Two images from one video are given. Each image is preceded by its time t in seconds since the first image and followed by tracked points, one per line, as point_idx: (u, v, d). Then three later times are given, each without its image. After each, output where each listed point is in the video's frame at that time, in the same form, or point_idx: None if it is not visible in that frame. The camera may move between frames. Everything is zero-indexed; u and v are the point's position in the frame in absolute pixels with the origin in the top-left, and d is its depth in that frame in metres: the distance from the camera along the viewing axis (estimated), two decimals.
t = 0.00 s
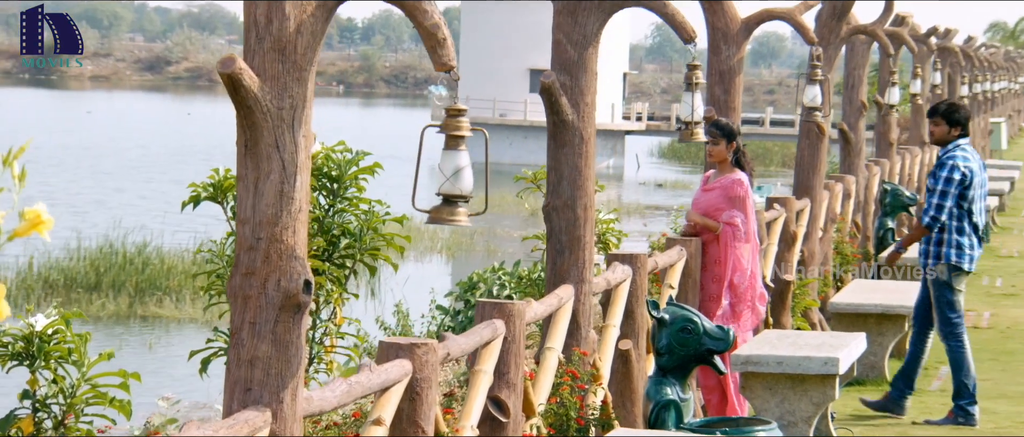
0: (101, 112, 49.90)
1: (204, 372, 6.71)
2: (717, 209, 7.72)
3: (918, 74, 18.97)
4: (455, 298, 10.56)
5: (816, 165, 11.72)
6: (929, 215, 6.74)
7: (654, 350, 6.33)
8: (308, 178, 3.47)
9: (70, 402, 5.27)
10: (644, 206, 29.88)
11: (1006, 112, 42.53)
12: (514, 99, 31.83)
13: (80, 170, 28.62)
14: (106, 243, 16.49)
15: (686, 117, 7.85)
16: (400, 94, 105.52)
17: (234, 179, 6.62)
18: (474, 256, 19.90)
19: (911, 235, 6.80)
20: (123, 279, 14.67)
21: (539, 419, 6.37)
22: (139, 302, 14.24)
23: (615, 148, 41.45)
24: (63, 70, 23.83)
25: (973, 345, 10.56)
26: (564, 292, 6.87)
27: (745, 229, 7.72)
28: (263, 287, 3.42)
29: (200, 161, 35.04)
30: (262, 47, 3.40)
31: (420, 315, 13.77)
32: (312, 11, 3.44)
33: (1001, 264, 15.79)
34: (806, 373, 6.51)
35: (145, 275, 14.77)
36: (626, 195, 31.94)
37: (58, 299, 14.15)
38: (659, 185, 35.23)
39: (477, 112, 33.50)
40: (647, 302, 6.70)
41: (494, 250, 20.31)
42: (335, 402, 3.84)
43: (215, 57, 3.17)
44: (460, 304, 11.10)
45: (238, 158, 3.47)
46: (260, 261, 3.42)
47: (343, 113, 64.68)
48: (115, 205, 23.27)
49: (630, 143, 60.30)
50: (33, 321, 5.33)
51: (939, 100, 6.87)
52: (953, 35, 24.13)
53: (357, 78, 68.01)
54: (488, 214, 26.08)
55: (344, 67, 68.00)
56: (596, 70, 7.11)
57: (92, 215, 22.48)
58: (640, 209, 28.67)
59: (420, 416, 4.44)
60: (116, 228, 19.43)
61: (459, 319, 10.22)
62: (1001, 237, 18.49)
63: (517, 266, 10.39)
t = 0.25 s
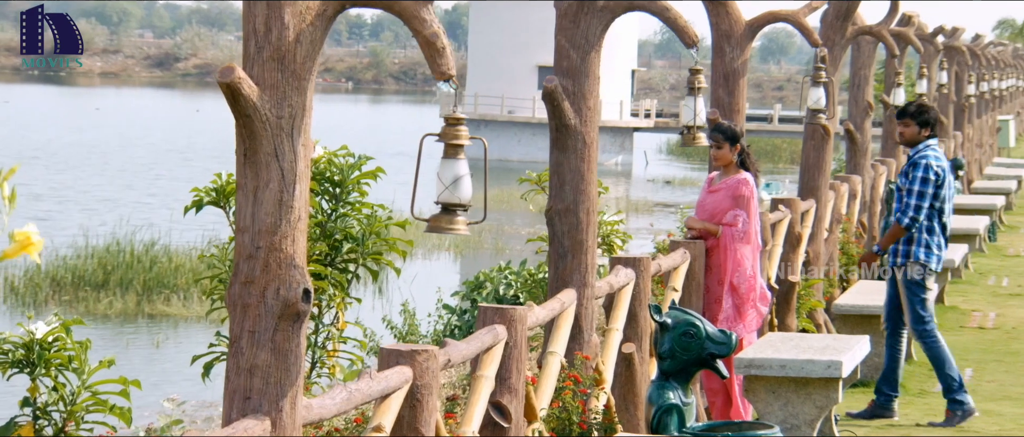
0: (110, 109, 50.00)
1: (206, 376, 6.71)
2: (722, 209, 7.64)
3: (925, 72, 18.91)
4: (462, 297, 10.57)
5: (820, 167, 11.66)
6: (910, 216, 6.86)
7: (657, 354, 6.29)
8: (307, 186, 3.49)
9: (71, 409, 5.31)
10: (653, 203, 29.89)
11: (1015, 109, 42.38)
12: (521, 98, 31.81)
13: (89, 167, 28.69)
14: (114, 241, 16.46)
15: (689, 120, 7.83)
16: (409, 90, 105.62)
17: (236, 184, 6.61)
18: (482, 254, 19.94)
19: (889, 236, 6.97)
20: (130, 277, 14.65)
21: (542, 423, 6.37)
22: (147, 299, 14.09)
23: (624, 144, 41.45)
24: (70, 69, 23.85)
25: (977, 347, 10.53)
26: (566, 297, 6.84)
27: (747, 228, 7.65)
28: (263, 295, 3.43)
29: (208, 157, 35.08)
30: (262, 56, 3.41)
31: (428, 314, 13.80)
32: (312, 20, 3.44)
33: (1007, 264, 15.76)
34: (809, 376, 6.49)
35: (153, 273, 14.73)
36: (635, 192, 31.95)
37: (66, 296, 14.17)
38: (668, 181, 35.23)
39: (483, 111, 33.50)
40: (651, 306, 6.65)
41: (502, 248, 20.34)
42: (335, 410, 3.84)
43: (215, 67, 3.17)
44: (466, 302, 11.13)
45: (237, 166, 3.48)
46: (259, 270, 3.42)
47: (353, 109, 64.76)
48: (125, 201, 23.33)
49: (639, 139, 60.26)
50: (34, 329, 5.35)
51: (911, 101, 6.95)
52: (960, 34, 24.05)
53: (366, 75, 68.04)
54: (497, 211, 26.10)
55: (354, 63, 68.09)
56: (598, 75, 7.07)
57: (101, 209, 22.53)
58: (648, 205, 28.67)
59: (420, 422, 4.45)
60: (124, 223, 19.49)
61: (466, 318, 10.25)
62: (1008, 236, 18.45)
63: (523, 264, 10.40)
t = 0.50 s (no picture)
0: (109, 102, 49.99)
1: (200, 378, 6.72)
2: (717, 210, 7.59)
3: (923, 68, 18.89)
4: (460, 294, 10.60)
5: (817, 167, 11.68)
6: (901, 217, 7.09)
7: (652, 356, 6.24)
8: (297, 194, 3.55)
9: (63, 415, 5.32)
10: (653, 198, 29.89)
11: (1015, 104, 42.34)
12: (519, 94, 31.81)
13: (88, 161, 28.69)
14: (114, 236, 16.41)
15: (683, 122, 7.84)
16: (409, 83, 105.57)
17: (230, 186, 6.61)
18: (481, 249, 19.95)
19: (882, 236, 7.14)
20: (129, 273, 14.64)
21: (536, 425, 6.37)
22: (146, 295, 14.25)
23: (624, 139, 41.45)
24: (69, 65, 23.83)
25: (974, 345, 10.51)
26: (561, 299, 6.84)
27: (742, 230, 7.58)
28: (253, 302, 3.51)
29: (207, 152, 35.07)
30: (253, 62, 3.46)
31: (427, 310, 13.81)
32: (304, 26, 3.50)
33: (1005, 260, 15.77)
34: (803, 377, 6.49)
35: (152, 269, 14.72)
36: (635, 187, 31.95)
37: (66, 292, 14.18)
38: (668, 176, 35.24)
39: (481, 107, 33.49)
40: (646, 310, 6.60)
41: (502, 243, 20.35)
42: (327, 415, 3.85)
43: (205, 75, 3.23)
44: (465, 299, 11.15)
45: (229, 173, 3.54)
46: (250, 277, 3.50)
47: (353, 104, 64.76)
48: (124, 195, 23.34)
49: (639, 134, 60.26)
50: (25, 334, 5.35)
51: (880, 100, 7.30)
52: (958, 30, 24.02)
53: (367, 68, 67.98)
54: (496, 207, 26.10)
55: (354, 58, 68.08)
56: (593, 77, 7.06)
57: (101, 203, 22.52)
58: (648, 200, 28.68)
59: (413, 426, 4.45)
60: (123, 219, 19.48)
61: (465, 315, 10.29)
62: (1006, 232, 18.45)
63: (521, 261, 10.43)
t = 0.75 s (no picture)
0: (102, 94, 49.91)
1: (188, 378, 6.72)
2: (705, 210, 7.60)
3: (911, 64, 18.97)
4: (451, 288, 10.61)
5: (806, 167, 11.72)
6: (880, 217, 7.19)
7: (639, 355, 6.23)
8: (282, 198, 3.60)
9: (48, 417, 5.35)
10: (645, 191, 29.93)
11: (1006, 97, 42.45)
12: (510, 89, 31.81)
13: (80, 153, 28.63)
14: (106, 229, 16.40)
15: (672, 122, 7.84)
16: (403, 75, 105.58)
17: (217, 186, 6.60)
18: (473, 243, 19.97)
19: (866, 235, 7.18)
20: (121, 266, 14.65)
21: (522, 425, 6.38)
22: (137, 289, 14.30)
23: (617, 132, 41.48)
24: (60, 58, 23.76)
25: (963, 341, 10.54)
26: (548, 298, 6.85)
27: (728, 230, 7.61)
28: (238, 306, 3.58)
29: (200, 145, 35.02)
30: (238, 65, 3.50)
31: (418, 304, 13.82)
32: (288, 30, 3.54)
33: (995, 255, 15.82)
34: (791, 376, 6.50)
35: (144, 263, 14.75)
36: (627, 180, 31.99)
37: (57, 285, 14.16)
38: (660, 169, 35.27)
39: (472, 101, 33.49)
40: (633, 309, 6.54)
41: (494, 237, 20.36)
42: (313, 418, 3.84)
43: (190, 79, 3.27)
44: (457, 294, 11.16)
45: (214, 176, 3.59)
46: (236, 281, 3.57)
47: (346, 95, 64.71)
48: (117, 188, 23.30)
49: (632, 126, 60.31)
50: (11, 336, 5.34)
51: (845, 99, 7.37)
52: (949, 24, 24.07)
53: (360, 60, 67.96)
54: (488, 200, 26.11)
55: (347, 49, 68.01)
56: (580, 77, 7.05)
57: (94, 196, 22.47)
58: (641, 193, 28.70)
59: (398, 428, 4.46)
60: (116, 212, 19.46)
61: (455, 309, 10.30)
62: (997, 228, 18.53)
63: (513, 255, 10.44)
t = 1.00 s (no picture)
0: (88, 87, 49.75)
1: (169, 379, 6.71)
2: (687, 210, 7.60)
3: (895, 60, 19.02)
4: (436, 284, 10.62)
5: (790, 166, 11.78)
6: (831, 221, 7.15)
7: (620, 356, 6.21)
8: (260, 203, 3.69)
9: (27, 421, 5.32)
10: (631, 185, 29.93)
11: (991, 91, 42.54)
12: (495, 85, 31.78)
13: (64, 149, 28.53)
14: (93, 223, 16.29)
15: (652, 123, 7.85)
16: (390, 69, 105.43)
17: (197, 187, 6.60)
18: (459, 237, 19.97)
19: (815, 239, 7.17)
20: (106, 261, 14.54)
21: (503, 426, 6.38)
22: (123, 284, 14.18)
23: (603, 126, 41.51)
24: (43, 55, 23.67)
25: (946, 338, 10.58)
26: (529, 299, 6.86)
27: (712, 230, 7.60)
28: (216, 311, 3.67)
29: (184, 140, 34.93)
30: (215, 71, 3.59)
31: (403, 299, 13.83)
32: (265, 35, 3.64)
33: (980, 251, 15.88)
34: (772, 375, 6.52)
35: (130, 256, 14.63)
36: (613, 174, 32.01)
37: (42, 280, 14.10)
38: (647, 162, 35.31)
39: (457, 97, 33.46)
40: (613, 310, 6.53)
41: (480, 231, 20.37)
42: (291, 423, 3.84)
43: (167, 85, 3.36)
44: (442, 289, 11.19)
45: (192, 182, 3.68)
46: (213, 286, 3.66)
47: (333, 88, 64.60)
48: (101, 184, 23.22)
49: (618, 119, 60.36)
50: None
51: (810, 100, 7.27)
52: (934, 19, 24.12)
53: (347, 53, 67.81)
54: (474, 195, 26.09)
55: (333, 43, 67.89)
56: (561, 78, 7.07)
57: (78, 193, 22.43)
58: (628, 187, 28.73)
59: (377, 431, 4.46)
60: (101, 204, 19.37)
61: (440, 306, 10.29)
62: (982, 223, 18.59)
63: (497, 252, 10.45)
